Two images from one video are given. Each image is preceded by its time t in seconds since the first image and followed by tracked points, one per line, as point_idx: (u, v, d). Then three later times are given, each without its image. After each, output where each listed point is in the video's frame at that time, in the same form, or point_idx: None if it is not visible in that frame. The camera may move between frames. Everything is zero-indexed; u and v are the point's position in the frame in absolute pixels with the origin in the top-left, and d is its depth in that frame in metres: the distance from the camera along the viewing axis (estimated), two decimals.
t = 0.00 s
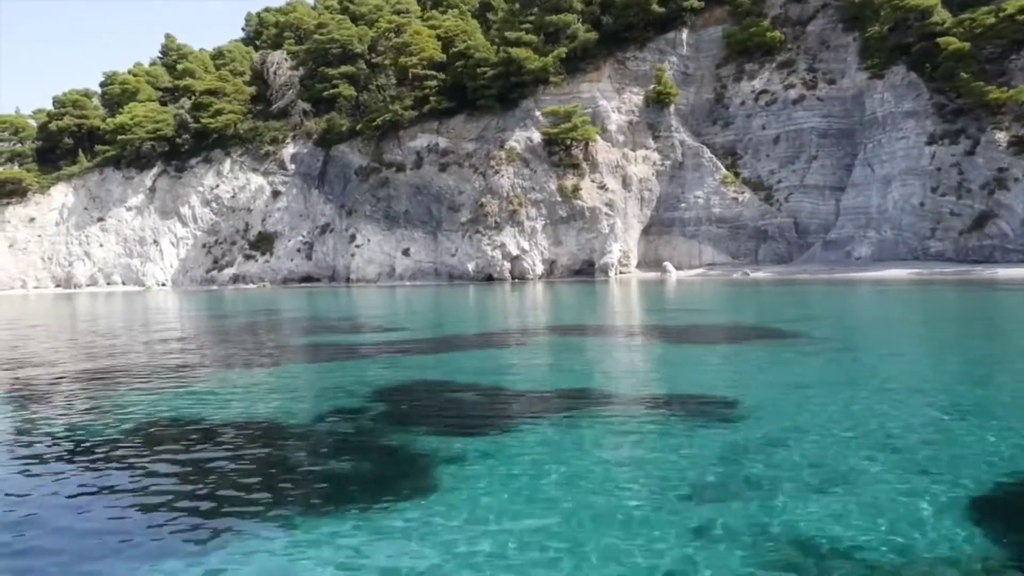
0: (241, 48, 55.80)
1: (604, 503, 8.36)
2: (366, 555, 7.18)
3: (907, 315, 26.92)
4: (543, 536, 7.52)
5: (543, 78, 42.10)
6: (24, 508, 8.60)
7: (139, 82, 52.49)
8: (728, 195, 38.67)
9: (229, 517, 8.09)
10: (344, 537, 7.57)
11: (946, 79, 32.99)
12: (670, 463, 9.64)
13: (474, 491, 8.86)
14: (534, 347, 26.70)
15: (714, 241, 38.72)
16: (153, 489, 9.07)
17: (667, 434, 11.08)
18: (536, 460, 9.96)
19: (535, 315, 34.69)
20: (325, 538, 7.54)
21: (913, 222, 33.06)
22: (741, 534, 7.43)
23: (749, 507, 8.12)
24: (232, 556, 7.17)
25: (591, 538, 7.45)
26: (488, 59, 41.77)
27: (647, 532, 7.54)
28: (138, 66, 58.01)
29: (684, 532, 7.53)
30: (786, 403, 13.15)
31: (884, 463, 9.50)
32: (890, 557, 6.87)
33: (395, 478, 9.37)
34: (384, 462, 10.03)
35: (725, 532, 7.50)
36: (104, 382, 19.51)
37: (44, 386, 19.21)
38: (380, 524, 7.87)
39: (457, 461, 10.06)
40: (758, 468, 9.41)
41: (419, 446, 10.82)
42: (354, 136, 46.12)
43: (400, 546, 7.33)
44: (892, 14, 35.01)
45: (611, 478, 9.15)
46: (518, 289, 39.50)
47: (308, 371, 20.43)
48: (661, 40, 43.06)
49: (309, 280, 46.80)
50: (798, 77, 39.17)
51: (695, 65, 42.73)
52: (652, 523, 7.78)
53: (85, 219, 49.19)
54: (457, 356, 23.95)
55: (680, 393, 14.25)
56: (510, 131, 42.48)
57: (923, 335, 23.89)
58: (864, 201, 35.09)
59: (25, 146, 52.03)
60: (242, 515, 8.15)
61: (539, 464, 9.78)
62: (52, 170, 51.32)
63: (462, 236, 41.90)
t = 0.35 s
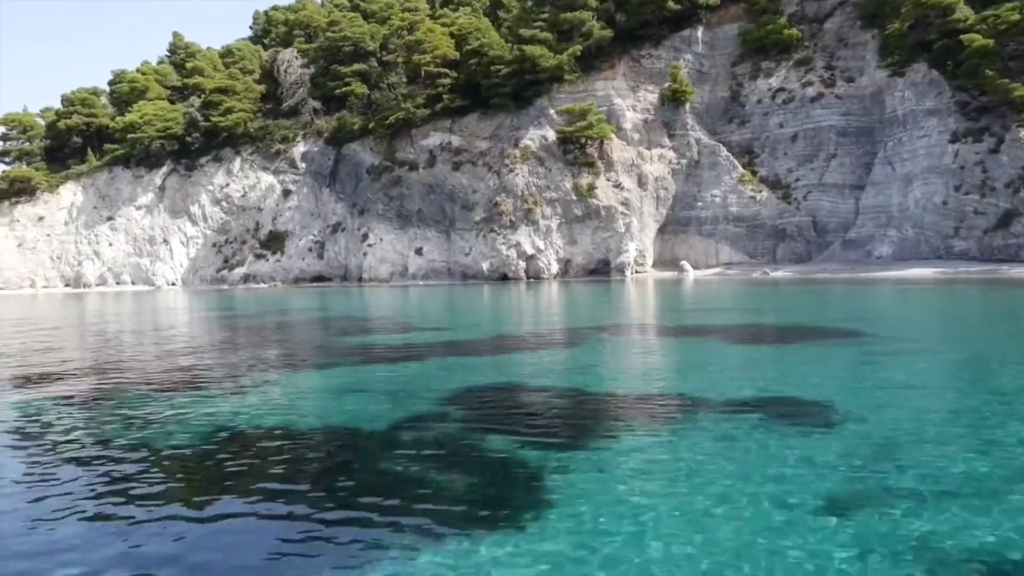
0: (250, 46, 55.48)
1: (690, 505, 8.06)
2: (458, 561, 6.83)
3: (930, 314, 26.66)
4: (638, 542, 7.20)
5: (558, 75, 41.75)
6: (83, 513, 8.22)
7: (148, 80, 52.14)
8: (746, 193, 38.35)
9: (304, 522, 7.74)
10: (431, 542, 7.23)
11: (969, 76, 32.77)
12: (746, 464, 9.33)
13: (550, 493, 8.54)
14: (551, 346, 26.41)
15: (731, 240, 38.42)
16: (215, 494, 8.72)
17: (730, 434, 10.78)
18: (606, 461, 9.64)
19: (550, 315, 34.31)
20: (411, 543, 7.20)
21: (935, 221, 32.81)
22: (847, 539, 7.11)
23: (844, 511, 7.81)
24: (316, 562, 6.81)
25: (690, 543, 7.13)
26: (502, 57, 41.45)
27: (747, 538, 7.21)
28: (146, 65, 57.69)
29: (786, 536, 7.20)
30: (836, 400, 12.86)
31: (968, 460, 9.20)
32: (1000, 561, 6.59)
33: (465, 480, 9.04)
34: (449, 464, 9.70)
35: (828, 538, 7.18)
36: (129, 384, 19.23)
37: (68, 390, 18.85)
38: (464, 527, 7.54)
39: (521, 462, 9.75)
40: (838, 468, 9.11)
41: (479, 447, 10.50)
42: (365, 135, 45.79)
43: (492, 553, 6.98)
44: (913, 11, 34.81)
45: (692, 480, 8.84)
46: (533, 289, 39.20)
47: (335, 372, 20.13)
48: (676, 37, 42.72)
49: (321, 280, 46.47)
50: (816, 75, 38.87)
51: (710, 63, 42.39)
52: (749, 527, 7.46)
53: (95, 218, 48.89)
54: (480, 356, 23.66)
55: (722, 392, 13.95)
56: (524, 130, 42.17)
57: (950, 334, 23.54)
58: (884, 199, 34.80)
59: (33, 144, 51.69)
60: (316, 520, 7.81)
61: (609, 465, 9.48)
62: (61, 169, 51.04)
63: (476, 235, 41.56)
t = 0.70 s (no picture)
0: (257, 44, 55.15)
1: (767, 514, 7.79)
2: (540, 575, 6.54)
3: (953, 312, 26.44)
4: (723, 554, 6.93)
5: (570, 74, 41.44)
6: (134, 532, 7.89)
7: (156, 78, 51.83)
8: (761, 192, 38.08)
9: (369, 536, 7.44)
10: (507, 555, 6.94)
11: (988, 74, 32.59)
12: (812, 470, 9.07)
13: (618, 500, 8.24)
14: (568, 347, 26.15)
15: (746, 239, 38.15)
16: (268, 507, 8.40)
17: (787, 440, 10.49)
18: (667, 467, 9.34)
19: (563, 315, 33.92)
20: (487, 555, 6.91)
21: (956, 219, 32.61)
22: (942, 550, 6.86)
23: (929, 518, 7.57)
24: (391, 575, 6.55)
25: (778, 555, 6.87)
26: (515, 55, 41.17)
27: (837, 549, 6.95)
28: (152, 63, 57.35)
29: (874, 545, 6.97)
30: (881, 400, 12.61)
31: None
32: None
33: (525, 489, 8.75)
34: (504, 472, 9.40)
35: (919, 547, 6.95)
36: (150, 390, 18.94)
37: (89, 399, 18.50)
38: (539, 539, 7.26)
39: (579, 467, 9.47)
40: (909, 474, 8.85)
41: (531, 453, 10.19)
42: (376, 133, 45.49)
43: (573, 566, 6.69)
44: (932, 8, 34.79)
45: (762, 489, 8.56)
46: (546, 288, 38.90)
47: (357, 375, 19.83)
48: (689, 35, 42.40)
49: (330, 279, 46.16)
50: (831, 73, 38.59)
51: (723, 61, 42.09)
52: (835, 537, 7.18)
53: (102, 217, 48.54)
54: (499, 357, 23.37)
55: (761, 393, 13.70)
56: (537, 128, 41.89)
57: (971, 333, 23.32)
58: (902, 198, 34.55)
59: (41, 143, 51.39)
60: (380, 534, 7.50)
61: (671, 471, 9.20)
62: (68, 168, 50.71)
63: (488, 234, 41.23)
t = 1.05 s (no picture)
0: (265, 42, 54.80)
1: (853, 510, 7.50)
2: (636, 569, 6.25)
3: (979, 310, 26.13)
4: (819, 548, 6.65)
5: (585, 71, 41.09)
6: (196, 524, 7.55)
7: (165, 76, 51.46)
8: (779, 190, 37.72)
9: (446, 533, 7.03)
10: (598, 552, 6.54)
11: (1011, 71, 32.25)
12: (891, 468, 8.75)
13: (699, 497, 7.84)
14: (587, 345, 25.88)
15: (764, 238, 37.76)
16: (330, 505, 7.99)
17: (855, 437, 10.10)
18: (740, 464, 8.95)
19: (578, 315, 33.52)
20: (577, 552, 6.52)
21: (979, 218, 32.30)
22: None
23: None
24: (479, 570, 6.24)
25: (884, 555, 6.52)
26: (529, 52, 40.80)
27: (943, 549, 6.60)
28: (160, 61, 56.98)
29: (978, 542, 6.67)
30: (935, 399, 12.30)
31: None
32: None
33: (597, 485, 8.35)
34: (569, 470, 9.00)
35: None
36: (173, 390, 18.58)
37: (111, 397, 18.06)
38: (628, 536, 6.86)
39: (645, 464, 9.08)
40: (993, 472, 8.53)
41: (592, 451, 9.80)
42: (387, 131, 45.14)
43: (672, 565, 6.30)
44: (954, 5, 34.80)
45: (848, 488, 8.16)
46: (562, 287, 38.53)
47: (382, 375, 19.51)
48: (705, 33, 42.04)
49: (341, 279, 45.82)
50: (849, 70, 38.24)
51: (738, 59, 41.74)
52: (938, 536, 6.84)
53: (112, 216, 48.18)
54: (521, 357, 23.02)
55: (806, 393, 13.31)
56: (551, 126, 41.54)
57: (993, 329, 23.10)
58: (924, 196, 34.20)
59: (49, 141, 51.03)
60: (457, 531, 7.09)
61: (744, 468, 8.80)
62: (76, 167, 50.35)
63: (503, 233, 40.85)
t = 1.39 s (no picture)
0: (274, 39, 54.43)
1: (944, 520, 7.19)
2: None
3: (1005, 309, 25.82)
4: (920, 559, 6.34)
5: (600, 68, 40.73)
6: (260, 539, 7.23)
7: (173, 74, 51.09)
8: (796, 188, 37.40)
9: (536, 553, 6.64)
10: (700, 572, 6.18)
11: None
12: (970, 474, 8.44)
13: (790, 509, 7.48)
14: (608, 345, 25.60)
15: (781, 237, 37.44)
16: (400, 521, 7.63)
17: (930, 442, 9.75)
18: (820, 474, 8.58)
19: (592, 315, 33.16)
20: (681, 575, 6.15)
21: (1002, 217, 32.07)
22: None
23: None
24: None
25: (990, 567, 6.22)
26: (543, 49, 40.36)
27: None
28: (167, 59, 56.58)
29: None
30: (993, 400, 11.99)
31: None
32: None
33: (677, 497, 7.96)
34: (641, 480, 8.63)
35: None
36: (197, 391, 18.24)
37: (136, 398, 17.70)
38: (726, 554, 6.49)
39: (722, 471, 8.72)
40: None
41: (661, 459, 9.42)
42: (399, 129, 44.76)
43: None
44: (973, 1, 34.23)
45: (942, 497, 7.79)
46: (577, 287, 38.20)
47: (410, 375, 19.19)
48: (720, 30, 41.68)
49: (352, 278, 45.53)
50: (867, 67, 37.91)
51: (753, 57, 41.39)
52: None
53: (120, 215, 47.80)
54: (545, 356, 22.71)
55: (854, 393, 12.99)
56: (565, 125, 41.20)
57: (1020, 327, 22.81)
58: (944, 194, 33.88)
59: (57, 139, 50.69)
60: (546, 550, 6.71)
61: (825, 477, 8.44)
62: (84, 165, 49.99)
63: (516, 232, 40.50)
